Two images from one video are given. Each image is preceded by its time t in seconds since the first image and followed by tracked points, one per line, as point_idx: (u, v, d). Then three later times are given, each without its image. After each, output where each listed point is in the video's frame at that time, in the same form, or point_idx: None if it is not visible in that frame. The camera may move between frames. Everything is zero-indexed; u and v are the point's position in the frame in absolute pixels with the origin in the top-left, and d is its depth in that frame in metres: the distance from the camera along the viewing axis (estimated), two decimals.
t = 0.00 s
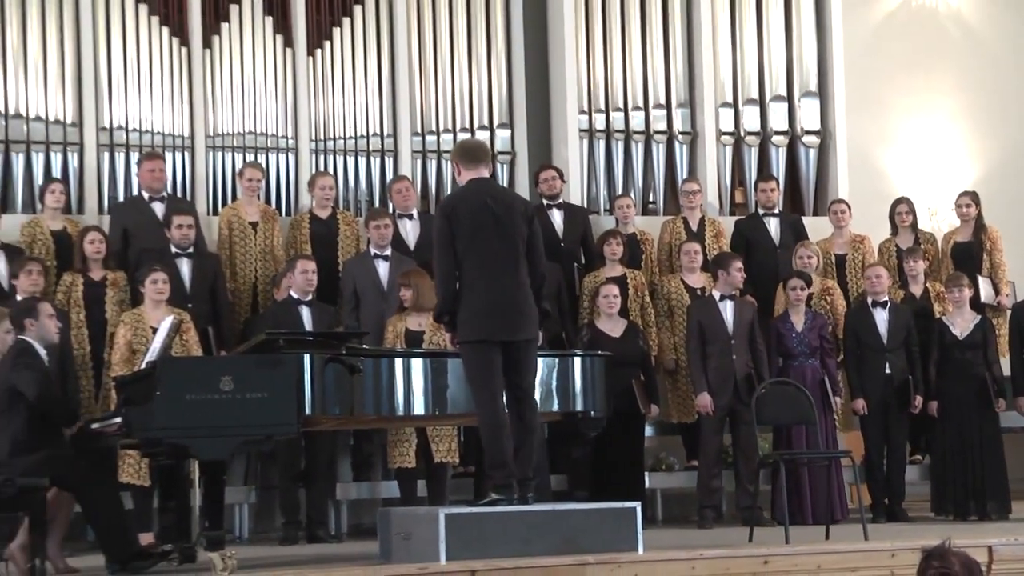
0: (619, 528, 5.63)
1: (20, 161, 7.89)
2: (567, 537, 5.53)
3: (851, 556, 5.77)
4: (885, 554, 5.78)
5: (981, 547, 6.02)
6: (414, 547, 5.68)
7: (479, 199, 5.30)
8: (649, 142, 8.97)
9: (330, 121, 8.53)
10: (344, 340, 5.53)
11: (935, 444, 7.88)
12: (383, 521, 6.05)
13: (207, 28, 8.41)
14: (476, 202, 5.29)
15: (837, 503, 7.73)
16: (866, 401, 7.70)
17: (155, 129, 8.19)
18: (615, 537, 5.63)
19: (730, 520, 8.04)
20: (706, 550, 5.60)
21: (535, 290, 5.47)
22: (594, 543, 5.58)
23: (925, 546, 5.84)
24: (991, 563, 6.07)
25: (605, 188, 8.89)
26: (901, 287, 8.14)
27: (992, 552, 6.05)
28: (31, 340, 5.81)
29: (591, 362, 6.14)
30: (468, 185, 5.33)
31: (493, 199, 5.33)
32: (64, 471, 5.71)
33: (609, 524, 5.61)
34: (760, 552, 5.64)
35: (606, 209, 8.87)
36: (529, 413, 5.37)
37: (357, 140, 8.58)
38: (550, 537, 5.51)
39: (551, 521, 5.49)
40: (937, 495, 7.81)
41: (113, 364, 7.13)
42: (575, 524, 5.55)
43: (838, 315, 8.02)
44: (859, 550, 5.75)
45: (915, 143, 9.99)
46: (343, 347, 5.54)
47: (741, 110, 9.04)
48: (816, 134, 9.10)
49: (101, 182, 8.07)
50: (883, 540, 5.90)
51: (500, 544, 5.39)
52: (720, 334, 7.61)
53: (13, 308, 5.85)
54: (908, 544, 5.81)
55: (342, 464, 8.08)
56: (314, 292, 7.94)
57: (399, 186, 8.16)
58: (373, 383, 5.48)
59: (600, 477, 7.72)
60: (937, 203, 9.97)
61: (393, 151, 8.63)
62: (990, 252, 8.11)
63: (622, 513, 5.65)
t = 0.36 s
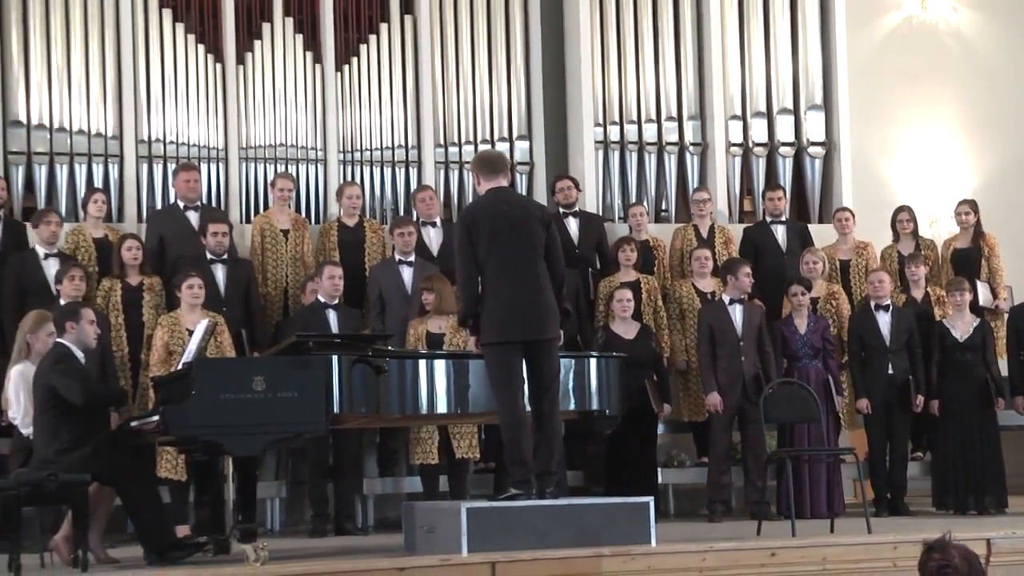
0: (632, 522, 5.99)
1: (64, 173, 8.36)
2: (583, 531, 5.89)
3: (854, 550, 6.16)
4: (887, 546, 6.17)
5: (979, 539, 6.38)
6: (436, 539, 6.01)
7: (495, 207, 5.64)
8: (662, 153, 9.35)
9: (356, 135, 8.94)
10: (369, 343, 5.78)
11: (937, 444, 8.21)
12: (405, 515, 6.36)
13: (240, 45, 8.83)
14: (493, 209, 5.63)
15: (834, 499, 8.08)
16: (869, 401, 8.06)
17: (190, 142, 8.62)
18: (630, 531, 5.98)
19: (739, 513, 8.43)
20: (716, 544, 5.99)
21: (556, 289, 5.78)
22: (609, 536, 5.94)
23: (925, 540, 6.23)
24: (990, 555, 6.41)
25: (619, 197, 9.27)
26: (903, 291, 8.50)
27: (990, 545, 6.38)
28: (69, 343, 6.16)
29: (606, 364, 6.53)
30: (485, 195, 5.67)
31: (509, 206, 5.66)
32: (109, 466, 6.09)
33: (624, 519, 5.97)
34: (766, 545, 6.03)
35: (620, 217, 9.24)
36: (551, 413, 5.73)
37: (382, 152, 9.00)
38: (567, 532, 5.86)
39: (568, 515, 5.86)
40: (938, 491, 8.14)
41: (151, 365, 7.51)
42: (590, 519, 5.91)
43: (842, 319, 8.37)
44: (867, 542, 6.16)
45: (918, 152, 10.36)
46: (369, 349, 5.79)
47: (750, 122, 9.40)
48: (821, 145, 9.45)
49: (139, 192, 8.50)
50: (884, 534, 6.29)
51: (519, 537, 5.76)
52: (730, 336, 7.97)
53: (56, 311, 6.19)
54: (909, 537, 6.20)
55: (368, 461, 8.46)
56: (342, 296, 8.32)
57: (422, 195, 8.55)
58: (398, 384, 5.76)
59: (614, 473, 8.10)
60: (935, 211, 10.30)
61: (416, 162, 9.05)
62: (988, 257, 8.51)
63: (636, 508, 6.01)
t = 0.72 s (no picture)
0: (645, 518, 6.17)
1: (98, 182, 8.73)
2: (597, 526, 6.07)
3: (857, 544, 6.24)
4: (890, 541, 6.26)
5: (980, 534, 6.42)
6: (455, 534, 6.20)
7: (528, 214, 5.93)
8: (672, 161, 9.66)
9: (377, 145, 9.29)
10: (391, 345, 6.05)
11: (936, 440, 8.53)
12: (426, 510, 6.56)
13: (266, 58, 9.18)
14: (526, 217, 5.93)
15: (841, 494, 8.42)
16: (873, 401, 8.35)
17: (219, 151, 8.99)
18: (642, 527, 6.16)
19: (747, 508, 8.73)
20: (725, 539, 6.09)
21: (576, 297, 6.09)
22: (621, 531, 6.12)
23: (927, 535, 6.33)
24: (989, 549, 6.44)
25: (631, 204, 9.59)
26: (906, 295, 8.82)
27: (989, 540, 6.44)
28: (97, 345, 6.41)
29: (618, 365, 6.83)
30: (518, 201, 5.96)
31: (540, 214, 5.96)
32: (140, 462, 6.37)
33: (636, 515, 6.15)
34: (774, 540, 6.14)
35: (632, 223, 9.56)
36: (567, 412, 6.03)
37: (402, 161, 9.35)
38: (581, 527, 6.04)
39: (582, 511, 6.04)
40: (939, 486, 8.45)
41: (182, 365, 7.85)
42: (603, 514, 6.09)
43: (846, 321, 8.71)
44: (870, 536, 6.24)
45: (922, 160, 10.65)
46: (390, 350, 6.06)
47: (757, 131, 9.71)
48: (826, 153, 9.75)
49: (170, 200, 8.86)
50: (890, 528, 6.38)
51: (534, 532, 5.95)
52: (738, 337, 8.26)
53: (86, 314, 6.44)
54: (912, 532, 6.31)
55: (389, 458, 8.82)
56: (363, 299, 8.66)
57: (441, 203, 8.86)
58: (418, 384, 6.03)
59: (627, 470, 8.41)
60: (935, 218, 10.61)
61: (436, 170, 9.38)
62: (987, 262, 8.80)
63: (648, 504, 6.19)
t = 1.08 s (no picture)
0: (654, 513, 6.51)
1: (131, 190, 9.12)
2: (608, 521, 6.40)
3: (862, 540, 6.56)
4: (891, 535, 6.57)
5: (978, 529, 6.67)
6: (473, 528, 6.51)
7: (553, 224, 6.27)
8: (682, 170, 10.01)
9: (398, 155, 9.67)
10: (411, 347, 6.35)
11: (938, 439, 8.84)
12: (443, 506, 6.86)
13: (292, 72, 9.56)
14: (552, 227, 6.26)
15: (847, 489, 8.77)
16: (876, 400, 8.67)
17: (247, 161, 9.38)
18: (652, 522, 6.50)
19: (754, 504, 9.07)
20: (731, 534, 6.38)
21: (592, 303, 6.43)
22: (631, 525, 6.45)
23: (928, 530, 6.64)
24: (986, 543, 6.70)
25: (643, 211, 9.93)
26: (908, 299, 9.15)
27: (987, 534, 6.69)
28: (135, 348, 6.78)
29: (631, 364, 7.13)
30: (544, 211, 6.29)
31: (564, 225, 6.29)
32: (171, 460, 6.66)
33: (646, 510, 6.49)
34: (780, 533, 6.45)
35: (643, 229, 9.91)
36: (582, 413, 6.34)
37: (422, 170, 9.71)
38: (593, 522, 6.37)
39: (595, 506, 6.38)
40: (940, 484, 8.77)
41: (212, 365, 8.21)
42: (614, 510, 6.42)
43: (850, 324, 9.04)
44: (872, 531, 6.57)
45: (926, 168, 10.98)
46: (410, 351, 6.36)
47: (764, 140, 10.06)
48: (830, 162, 10.08)
49: (200, 208, 9.24)
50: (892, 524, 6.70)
51: (549, 527, 6.28)
52: (745, 338, 8.60)
53: (123, 317, 6.81)
54: (913, 527, 6.61)
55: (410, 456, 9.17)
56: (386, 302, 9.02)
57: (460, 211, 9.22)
58: (438, 384, 6.33)
59: (639, 467, 8.74)
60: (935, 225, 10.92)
61: (454, 179, 9.74)
62: (986, 267, 9.19)
63: (657, 500, 6.53)
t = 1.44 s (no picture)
0: (658, 510, 6.82)
1: (155, 198, 9.48)
2: (613, 518, 6.72)
3: (860, 535, 6.86)
4: (888, 531, 6.87)
5: (971, 525, 6.97)
6: (484, 523, 6.83)
7: (557, 229, 6.58)
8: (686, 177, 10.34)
9: (411, 163, 10.02)
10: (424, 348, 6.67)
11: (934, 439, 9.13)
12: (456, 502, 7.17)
13: (310, 84, 9.91)
14: (556, 232, 6.58)
15: (847, 486, 9.07)
16: (872, 400, 8.98)
17: (266, 169, 9.74)
18: (656, 518, 6.81)
19: (755, 500, 9.38)
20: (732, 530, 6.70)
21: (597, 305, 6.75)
22: (635, 521, 6.77)
23: (923, 525, 6.93)
24: (980, 537, 7.00)
25: (648, 217, 10.27)
26: (904, 302, 9.47)
27: (981, 529, 6.98)
28: (158, 350, 7.08)
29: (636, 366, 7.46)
30: (549, 216, 6.62)
31: (568, 230, 6.60)
32: (194, 458, 6.98)
33: (650, 507, 6.80)
34: (779, 529, 6.75)
35: (648, 235, 10.24)
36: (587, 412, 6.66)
37: (434, 178, 10.07)
38: (599, 518, 6.69)
39: (601, 503, 6.69)
40: (936, 482, 9.07)
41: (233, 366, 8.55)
42: (620, 506, 6.74)
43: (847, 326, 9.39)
44: (867, 526, 6.87)
45: (924, 175, 11.30)
46: (423, 352, 6.69)
47: (764, 149, 10.41)
48: (828, 170, 10.43)
49: (220, 216, 9.60)
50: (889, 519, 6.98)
51: (557, 522, 6.59)
52: (747, 341, 8.92)
53: (148, 321, 7.11)
54: (909, 522, 6.90)
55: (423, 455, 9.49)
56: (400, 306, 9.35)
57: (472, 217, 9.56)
58: (450, 384, 6.67)
59: (643, 465, 9.06)
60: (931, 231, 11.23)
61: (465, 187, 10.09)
62: (979, 272, 9.58)
63: (661, 497, 6.84)
